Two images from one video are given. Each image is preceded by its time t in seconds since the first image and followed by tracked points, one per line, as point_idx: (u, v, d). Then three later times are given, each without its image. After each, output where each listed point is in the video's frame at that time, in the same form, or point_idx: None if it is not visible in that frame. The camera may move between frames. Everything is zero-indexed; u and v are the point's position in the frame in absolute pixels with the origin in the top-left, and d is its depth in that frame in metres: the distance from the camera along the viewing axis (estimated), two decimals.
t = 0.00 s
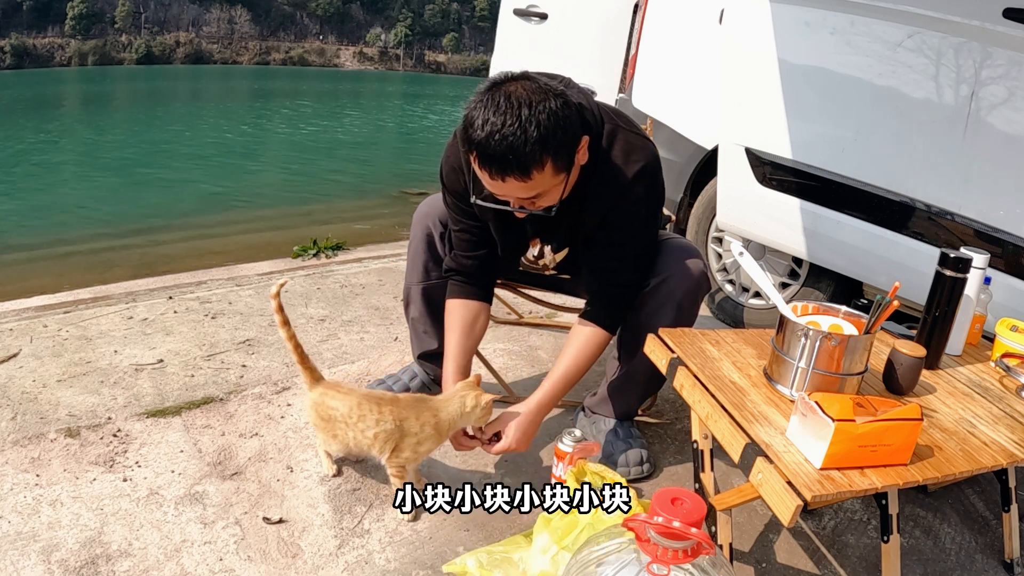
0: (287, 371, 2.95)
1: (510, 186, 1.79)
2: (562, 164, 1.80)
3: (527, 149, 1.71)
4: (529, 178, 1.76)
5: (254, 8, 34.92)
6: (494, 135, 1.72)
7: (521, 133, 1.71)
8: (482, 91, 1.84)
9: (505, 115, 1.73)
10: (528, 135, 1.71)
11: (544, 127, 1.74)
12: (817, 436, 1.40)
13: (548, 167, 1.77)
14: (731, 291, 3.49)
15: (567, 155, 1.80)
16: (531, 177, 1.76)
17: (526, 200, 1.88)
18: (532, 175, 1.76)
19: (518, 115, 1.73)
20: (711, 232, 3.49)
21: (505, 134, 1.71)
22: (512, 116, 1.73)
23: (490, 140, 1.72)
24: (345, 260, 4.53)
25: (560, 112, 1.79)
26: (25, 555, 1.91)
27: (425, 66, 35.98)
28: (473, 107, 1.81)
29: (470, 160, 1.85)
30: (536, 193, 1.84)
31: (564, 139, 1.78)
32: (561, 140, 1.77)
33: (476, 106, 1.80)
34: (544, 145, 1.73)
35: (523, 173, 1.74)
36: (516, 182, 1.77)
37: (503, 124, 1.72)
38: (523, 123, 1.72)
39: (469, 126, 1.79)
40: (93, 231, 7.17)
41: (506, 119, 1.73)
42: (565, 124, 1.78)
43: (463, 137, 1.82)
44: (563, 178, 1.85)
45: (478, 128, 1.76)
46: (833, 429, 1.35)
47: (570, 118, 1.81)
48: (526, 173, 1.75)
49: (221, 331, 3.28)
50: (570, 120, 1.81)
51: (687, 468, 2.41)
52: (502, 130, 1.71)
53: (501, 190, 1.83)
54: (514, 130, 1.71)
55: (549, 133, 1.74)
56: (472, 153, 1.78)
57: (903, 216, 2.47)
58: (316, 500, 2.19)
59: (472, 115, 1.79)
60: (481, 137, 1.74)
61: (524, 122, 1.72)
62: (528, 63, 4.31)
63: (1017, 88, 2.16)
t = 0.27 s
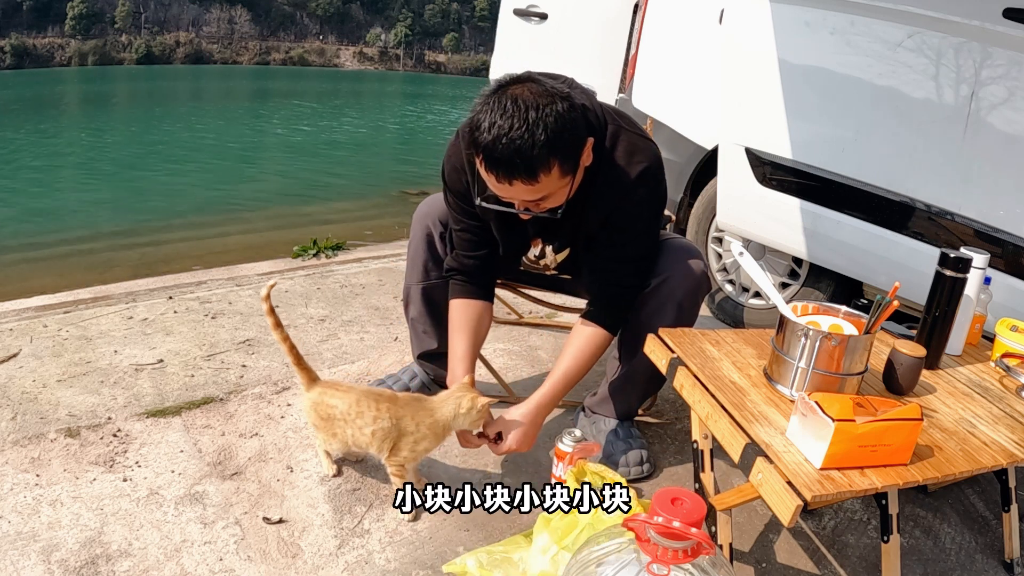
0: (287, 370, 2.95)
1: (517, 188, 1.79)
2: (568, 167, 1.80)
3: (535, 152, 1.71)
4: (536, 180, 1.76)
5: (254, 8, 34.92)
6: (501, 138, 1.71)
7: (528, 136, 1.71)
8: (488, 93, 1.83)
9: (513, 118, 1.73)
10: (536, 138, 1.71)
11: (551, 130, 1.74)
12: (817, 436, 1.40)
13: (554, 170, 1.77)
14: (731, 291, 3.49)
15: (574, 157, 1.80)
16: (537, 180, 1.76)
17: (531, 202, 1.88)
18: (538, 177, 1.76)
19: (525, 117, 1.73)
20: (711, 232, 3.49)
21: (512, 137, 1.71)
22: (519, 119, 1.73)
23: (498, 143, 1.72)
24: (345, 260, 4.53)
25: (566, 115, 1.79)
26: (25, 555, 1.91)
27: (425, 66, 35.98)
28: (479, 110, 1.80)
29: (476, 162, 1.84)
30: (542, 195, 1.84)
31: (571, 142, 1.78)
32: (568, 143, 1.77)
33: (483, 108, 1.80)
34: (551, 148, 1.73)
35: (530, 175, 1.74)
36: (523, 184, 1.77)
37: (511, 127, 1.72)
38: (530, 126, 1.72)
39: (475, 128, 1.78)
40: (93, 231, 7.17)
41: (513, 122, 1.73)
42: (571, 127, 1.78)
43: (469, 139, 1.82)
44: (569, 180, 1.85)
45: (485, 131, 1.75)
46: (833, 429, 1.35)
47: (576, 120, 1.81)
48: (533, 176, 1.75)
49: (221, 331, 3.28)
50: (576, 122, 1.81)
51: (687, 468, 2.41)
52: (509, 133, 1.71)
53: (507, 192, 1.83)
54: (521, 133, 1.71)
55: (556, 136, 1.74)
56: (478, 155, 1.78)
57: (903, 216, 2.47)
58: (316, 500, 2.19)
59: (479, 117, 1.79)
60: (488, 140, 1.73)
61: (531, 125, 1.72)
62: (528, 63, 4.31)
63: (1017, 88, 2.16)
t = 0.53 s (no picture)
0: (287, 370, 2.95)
1: (520, 189, 1.80)
2: (571, 167, 1.80)
3: (538, 153, 1.71)
4: (539, 181, 1.76)
5: (254, 8, 34.91)
6: (504, 139, 1.71)
7: (532, 137, 1.71)
8: (492, 93, 1.83)
9: (516, 118, 1.73)
10: (539, 139, 1.71)
11: (554, 131, 1.74)
12: (817, 436, 1.40)
13: (558, 171, 1.77)
14: (731, 291, 3.49)
15: (577, 158, 1.80)
16: (541, 180, 1.76)
17: (534, 202, 1.88)
18: (542, 178, 1.76)
19: (528, 118, 1.73)
20: (711, 232, 3.49)
21: (515, 137, 1.71)
22: (523, 119, 1.72)
23: (501, 144, 1.72)
24: (345, 260, 4.53)
25: (570, 115, 1.79)
26: (25, 555, 1.91)
27: (425, 66, 35.98)
28: (482, 110, 1.80)
29: (478, 162, 1.84)
30: (545, 196, 1.84)
31: (574, 142, 1.78)
32: (571, 144, 1.77)
33: (486, 108, 1.79)
34: (554, 148, 1.73)
35: (533, 176, 1.75)
36: (526, 185, 1.78)
37: (514, 127, 1.72)
38: (534, 127, 1.72)
39: (478, 128, 1.78)
40: (93, 231, 7.17)
41: (516, 122, 1.72)
42: (575, 127, 1.78)
43: (472, 139, 1.81)
44: (572, 180, 1.85)
45: (489, 131, 1.75)
46: (833, 429, 1.35)
47: (580, 121, 1.81)
48: (536, 177, 1.75)
49: (221, 331, 3.28)
50: (580, 123, 1.81)
51: (687, 468, 2.41)
52: (513, 134, 1.71)
53: (510, 192, 1.83)
54: (525, 134, 1.71)
55: (559, 136, 1.74)
56: (481, 156, 1.78)
57: (903, 216, 2.47)
58: (316, 500, 2.19)
59: (482, 117, 1.79)
60: (491, 141, 1.73)
61: (534, 126, 1.72)
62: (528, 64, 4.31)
63: (1017, 88, 2.16)
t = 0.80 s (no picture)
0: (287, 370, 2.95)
1: (516, 188, 1.80)
2: (568, 167, 1.80)
3: (533, 152, 1.71)
4: (535, 181, 1.77)
5: (254, 8, 34.89)
6: (500, 138, 1.72)
7: (528, 136, 1.71)
8: (489, 93, 1.83)
9: (512, 118, 1.73)
10: (535, 139, 1.71)
11: (550, 130, 1.74)
12: (818, 436, 1.40)
13: (554, 170, 1.77)
14: (731, 291, 3.49)
15: (574, 157, 1.80)
16: (537, 180, 1.77)
17: (531, 201, 1.88)
18: (538, 178, 1.76)
19: (524, 118, 1.72)
20: (711, 232, 3.49)
21: (511, 137, 1.71)
22: (518, 119, 1.72)
23: (497, 143, 1.72)
24: (345, 260, 4.53)
25: (567, 115, 1.79)
26: (25, 555, 1.91)
27: (425, 66, 35.98)
28: (478, 109, 1.80)
29: (475, 161, 1.84)
30: (542, 195, 1.84)
31: (570, 142, 1.78)
32: (567, 143, 1.77)
33: (483, 107, 1.79)
34: (550, 148, 1.73)
35: (529, 175, 1.75)
36: (522, 184, 1.78)
37: (510, 127, 1.72)
38: (529, 126, 1.72)
39: (474, 128, 1.78)
40: (93, 231, 7.16)
41: (513, 122, 1.72)
42: (571, 127, 1.78)
43: (469, 138, 1.81)
44: (568, 179, 1.85)
45: (485, 130, 1.75)
46: (833, 429, 1.35)
47: (576, 120, 1.81)
48: (533, 176, 1.75)
49: (221, 331, 3.28)
50: (577, 122, 1.81)
51: (687, 468, 2.41)
52: (509, 133, 1.71)
53: (506, 191, 1.83)
54: (521, 134, 1.71)
55: (555, 136, 1.74)
56: (477, 155, 1.78)
57: (903, 216, 2.47)
58: (316, 500, 2.19)
59: (479, 117, 1.79)
60: (488, 140, 1.73)
61: (530, 125, 1.72)
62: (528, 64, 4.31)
63: (1017, 88, 2.16)
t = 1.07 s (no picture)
0: (287, 370, 2.95)
1: (510, 186, 1.80)
2: (561, 165, 1.80)
3: (526, 149, 1.72)
4: (528, 178, 1.77)
5: (254, 8, 34.88)
6: (493, 135, 1.72)
7: (520, 133, 1.71)
8: (484, 90, 1.84)
9: (504, 115, 1.73)
10: (528, 136, 1.71)
11: (543, 127, 1.74)
12: (817, 436, 1.40)
13: (547, 168, 1.77)
14: (731, 291, 3.49)
15: (568, 155, 1.80)
16: (529, 177, 1.77)
17: (525, 199, 1.88)
18: (530, 175, 1.76)
19: (516, 115, 1.73)
20: (711, 232, 3.49)
21: (503, 134, 1.71)
22: (511, 116, 1.73)
23: (489, 141, 1.72)
24: (345, 260, 4.53)
25: (560, 112, 1.79)
26: (25, 555, 1.91)
27: (425, 66, 35.98)
28: (472, 107, 1.81)
29: (469, 158, 1.85)
30: (535, 193, 1.84)
31: (564, 139, 1.78)
32: (561, 140, 1.77)
33: (477, 104, 1.80)
34: (542, 145, 1.73)
35: (521, 172, 1.75)
36: (515, 181, 1.78)
37: (502, 124, 1.72)
38: (522, 123, 1.72)
39: (468, 125, 1.79)
40: (93, 231, 7.16)
41: (505, 119, 1.73)
42: (565, 124, 1.78)
43: (463, 135, 1.82)
44: (563, 177, 1.85)
45: (478, 127, 1.76)
46: (833, 429, 1.35)
47: (570, 118, 1.81)
48: (525, 174, 1.75)
49: (221, 331, 3.28)
50: (570, 120, 1.81)
51: (687, 468, 2.41)
52: (501, 130, 1.72)
53: (500, 189, 1.84)
54: (513, 130, 1.71)
55: (548, 133, 1.74)
56: (471, 153, 1.79)
57: (903, 216, 2.47)
58: (316, 500, 2.19)
59: (472, 113, 1.79)
60: (480, 137, 1.74)
61: (523, 122, 1.72)
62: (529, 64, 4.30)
63: (1017, 88, 2.16)
